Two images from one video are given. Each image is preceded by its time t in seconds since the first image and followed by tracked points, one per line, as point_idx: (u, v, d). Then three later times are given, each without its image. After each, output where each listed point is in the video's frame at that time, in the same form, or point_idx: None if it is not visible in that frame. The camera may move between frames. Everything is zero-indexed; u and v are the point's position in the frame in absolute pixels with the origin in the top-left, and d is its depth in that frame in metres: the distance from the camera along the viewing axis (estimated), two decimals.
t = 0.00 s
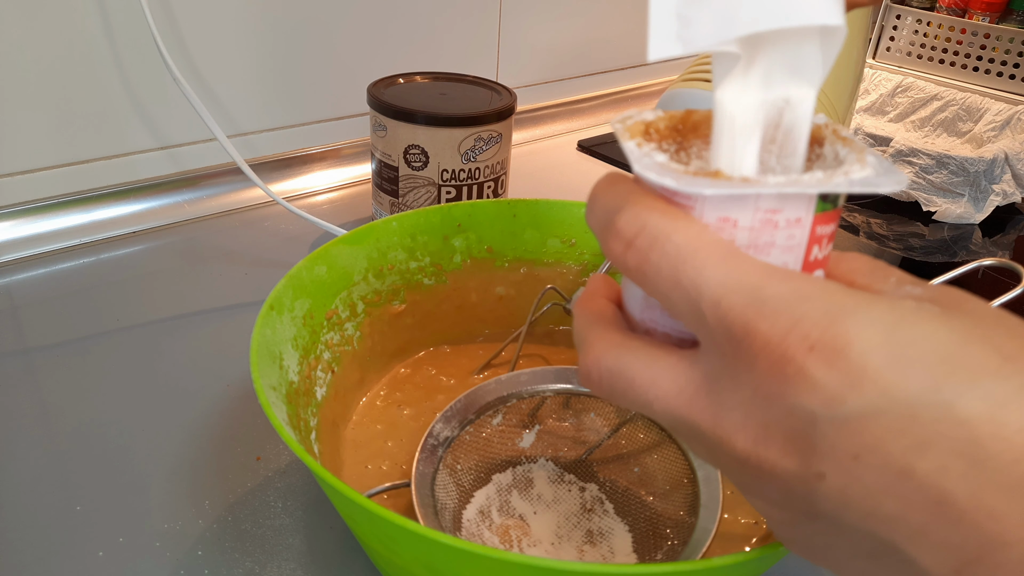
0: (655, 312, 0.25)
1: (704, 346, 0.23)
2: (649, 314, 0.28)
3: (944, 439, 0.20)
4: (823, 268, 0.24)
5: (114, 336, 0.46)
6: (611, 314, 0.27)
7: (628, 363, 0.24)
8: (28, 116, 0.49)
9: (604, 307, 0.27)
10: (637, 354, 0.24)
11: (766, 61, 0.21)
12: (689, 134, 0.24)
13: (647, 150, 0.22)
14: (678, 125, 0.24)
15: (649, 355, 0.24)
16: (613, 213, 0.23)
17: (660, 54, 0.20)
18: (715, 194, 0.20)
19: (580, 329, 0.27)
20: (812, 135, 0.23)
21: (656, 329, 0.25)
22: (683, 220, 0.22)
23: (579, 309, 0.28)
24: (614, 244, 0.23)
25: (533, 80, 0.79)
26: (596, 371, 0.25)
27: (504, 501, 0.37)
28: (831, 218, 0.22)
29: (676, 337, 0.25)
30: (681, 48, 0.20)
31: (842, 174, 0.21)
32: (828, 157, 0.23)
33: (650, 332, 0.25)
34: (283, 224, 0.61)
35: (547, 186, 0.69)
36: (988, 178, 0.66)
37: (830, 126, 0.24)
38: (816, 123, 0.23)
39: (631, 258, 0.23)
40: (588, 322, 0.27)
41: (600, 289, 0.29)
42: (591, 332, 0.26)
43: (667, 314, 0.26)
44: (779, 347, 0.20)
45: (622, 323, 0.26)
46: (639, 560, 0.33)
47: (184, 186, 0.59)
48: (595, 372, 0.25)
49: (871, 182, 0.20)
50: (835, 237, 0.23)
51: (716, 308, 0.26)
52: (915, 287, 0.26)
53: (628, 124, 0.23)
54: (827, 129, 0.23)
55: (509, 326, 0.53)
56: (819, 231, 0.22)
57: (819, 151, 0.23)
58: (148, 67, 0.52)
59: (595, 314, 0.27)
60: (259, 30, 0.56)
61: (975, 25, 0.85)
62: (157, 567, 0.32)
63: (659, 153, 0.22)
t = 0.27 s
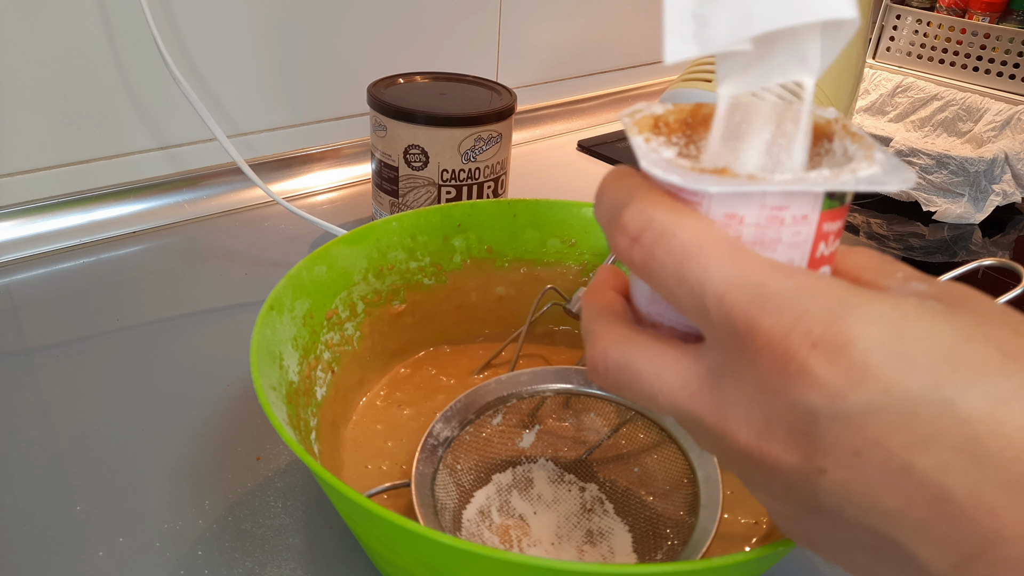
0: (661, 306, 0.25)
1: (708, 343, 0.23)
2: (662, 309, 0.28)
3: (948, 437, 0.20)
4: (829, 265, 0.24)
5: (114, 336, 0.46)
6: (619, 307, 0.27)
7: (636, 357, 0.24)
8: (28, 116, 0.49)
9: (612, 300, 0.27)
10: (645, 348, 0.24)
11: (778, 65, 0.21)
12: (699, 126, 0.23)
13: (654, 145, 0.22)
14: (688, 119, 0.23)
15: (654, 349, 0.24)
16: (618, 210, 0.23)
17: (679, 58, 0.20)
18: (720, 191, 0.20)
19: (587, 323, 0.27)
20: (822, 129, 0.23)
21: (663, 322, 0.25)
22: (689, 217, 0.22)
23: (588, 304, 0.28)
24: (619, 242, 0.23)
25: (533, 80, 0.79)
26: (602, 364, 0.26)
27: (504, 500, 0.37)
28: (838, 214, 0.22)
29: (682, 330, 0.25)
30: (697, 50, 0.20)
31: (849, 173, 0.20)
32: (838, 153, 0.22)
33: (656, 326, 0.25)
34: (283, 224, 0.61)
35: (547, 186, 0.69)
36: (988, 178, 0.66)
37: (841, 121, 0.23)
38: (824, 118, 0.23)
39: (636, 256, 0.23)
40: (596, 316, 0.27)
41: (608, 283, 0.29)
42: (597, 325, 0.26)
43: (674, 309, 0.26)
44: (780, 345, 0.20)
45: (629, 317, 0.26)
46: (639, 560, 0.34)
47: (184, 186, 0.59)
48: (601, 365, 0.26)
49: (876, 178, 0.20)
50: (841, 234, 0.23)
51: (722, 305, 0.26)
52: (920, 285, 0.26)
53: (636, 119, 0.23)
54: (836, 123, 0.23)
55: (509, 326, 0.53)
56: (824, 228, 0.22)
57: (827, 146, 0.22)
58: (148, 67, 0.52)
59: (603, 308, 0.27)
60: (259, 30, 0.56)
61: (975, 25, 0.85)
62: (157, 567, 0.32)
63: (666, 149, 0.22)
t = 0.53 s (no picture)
0: (671, 310, 0.25)
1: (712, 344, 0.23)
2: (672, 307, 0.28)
3: (951, 438, 0.20)
4: (837, 269, 0.23)
5: (114, 336, 0.46)
6: (630, 307, 0.27)
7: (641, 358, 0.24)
8: (28, 116, 0.49)
9: (625, 301, 0.27)
10: (650, 350, 0.24)
11: (787, 78, 0.21)
12: (709, 131, 0.22)
13: (662, 153, 0.22)
14: (698, 123, 0.23)
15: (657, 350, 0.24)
16: (627, 214, 0.23)
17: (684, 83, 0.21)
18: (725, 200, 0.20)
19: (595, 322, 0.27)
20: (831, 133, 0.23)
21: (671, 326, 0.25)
22: (694, 220, 0.22)
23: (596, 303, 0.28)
24: (626, 245, 0.23)
25: (533, 80, 0.79)
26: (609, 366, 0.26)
27: (503, 501, 0.37)
28: (845, 219, 0.22)
29: (691, 335, 0.25)
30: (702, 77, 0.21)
31: (853, 178, 0.20)
32: (846, 157, 0.22)
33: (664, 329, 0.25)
34: (283, 224, 0.61)
35: (548, 186, 0.69)
36: (988, 178, 0.67)
37: (850, 123, 0.23)
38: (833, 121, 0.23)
39: (642, 259, 0.23)
40: (607, 317, 0.26)
41: (621, 284, 0.29)
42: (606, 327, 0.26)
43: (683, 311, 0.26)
44: (783, 349, 0.20)
45: (640, 319, 0.26)
46: (639, 560, 0.34)
47: (184, 186, 0.59)
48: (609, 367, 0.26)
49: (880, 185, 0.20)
50: (850, 238, 0.23)
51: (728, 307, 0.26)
52: (925, 286, 0.26)
53: (645, 127, 0.22)
54: (845, 127, 0.23)
55: (509, 326, 0.53)
56: (831, 232, 0.22)
57: (836, 150, 0.22)
58: (148, 66, 0.52)
59: (613, 309, 0.27)
60: (259, 30, 0.56)
61: (975, 25, 0.85)
62: (157, 568, 0.32)
63: (674, 157, 0.22)
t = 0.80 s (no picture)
0: (677, 309, 0.25)
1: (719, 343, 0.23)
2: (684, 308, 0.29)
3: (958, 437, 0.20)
4: (844, 268, 0.23)
5: (114, 336, 0.46)
6: (636, 307, 0.27)
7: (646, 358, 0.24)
8: (27, 116, 0.49)
9: (630, 300, 0.27)
10: (655, 350, 0.24)
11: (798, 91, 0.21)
12: (715, 132, 0.23)
13: (666, 152, 0.21)
14: (704, 124, 0.23)
15: (662, 350, 0.24)
16: (632, 214, 0.23)
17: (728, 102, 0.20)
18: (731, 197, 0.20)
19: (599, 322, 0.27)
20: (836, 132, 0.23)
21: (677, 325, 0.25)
22: (700, 220, 0.22)
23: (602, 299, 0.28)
24: (631, 244, 0.23)
25: (533, 80, 0.79)
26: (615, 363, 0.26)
27: (503, 502, 0.37)
28: (851, 218, 0.22)
29: (697, 334, 0.25)
30: (747, 93, 0.20)
31: (859, 177, 0.20)
32: (852, 156, 0.22)
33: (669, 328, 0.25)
34: (283, 224, 0.61)
35: (549, 186, 0.69)
36: (988, 178, 0.67)
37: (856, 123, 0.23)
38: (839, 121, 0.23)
39: (649, 258, 0.23)
40: (612, 316, 0.26)
41: (626, 284, 0.29)
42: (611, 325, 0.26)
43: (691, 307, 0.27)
44: (790, 346, 0.21)
45: (645, 318, 0.26)
46: (639, 560, 0.33)
47: (184, 186, 0.59)
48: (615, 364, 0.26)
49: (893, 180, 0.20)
50: (856, 237, 0.23)
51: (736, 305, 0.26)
52: (932, 285, 0.26)
53: (651, 127, 0.22)
54: (850, 126, 0.23)
55: (509, 326, 0.53)
56: (836, 231, 0.22)
57: (841, 150, 0.22)
58: (148, 67, 0.52)
59: (618, 307, 0.27)
60: (258, 30, 0.56)
61: (975, 25, 0.85)
62: (157, 567, 0.32)
63: (678, 156, 0.21)
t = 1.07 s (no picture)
0: (680, 310, 0.25)
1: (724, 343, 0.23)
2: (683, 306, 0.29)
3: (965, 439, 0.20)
4: (849, 269, 0.23)
5: (114, 336, 0.46)
6: (639, 308, 0.27)
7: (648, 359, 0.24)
8: (27, 116, 0.49)
9: (633, 302, 0.27)
10: (657, 351, 0.24)
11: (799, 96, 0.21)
12: (717, 132, 0.22)
13: (670, 152, 0.22)
14: (706, 124, 0.22)
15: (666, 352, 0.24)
16: (636, 214, 0.23)
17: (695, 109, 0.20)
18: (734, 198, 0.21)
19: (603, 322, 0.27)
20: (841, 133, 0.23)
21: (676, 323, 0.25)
22: (705, 221, 0.22)
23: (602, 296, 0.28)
24: (635, 245, 0.23)
25: (533, 80, 0.79)
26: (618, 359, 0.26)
27: (503, 501, 0.37)
28: (856, 218, 0.22)
29: (700, 335, 0.25)
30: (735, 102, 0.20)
31: (864, 176, 0.21)
32: (856, 157, 0.22)
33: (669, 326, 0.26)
34: (283, 224, 0.61)
35: (549, 186, 0.69)
36: (988, 178, 0.67)
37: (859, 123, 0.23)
38: (844, 121, 0.22)
39: (652, 259, 0.23)
40: (614, 317, 0.26)
41: (630, 286, 0.29)
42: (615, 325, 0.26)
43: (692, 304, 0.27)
44: (797, 347, 0.20)
45: (648, 319, 0.26)
46: (639, 560, 0.34)
47: (184, 186, 0.59)
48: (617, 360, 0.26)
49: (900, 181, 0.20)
50: (861, 238, 0.23)
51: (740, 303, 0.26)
52: (939, 287, 0.26)
53: (653, 127, 0.22)
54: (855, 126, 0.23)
55: (509, 326, 0.53)
56: (842, 231, 0.22)
57: (846, 150, 0.22)
58: (148, 67, 0.52)
59: (621, 309, 0.27)
60: (258, 30, 0.56)
61: (975, 25, 0.85)
62: (157, 568, 0.32)
63: (683, 156, 0.21)
